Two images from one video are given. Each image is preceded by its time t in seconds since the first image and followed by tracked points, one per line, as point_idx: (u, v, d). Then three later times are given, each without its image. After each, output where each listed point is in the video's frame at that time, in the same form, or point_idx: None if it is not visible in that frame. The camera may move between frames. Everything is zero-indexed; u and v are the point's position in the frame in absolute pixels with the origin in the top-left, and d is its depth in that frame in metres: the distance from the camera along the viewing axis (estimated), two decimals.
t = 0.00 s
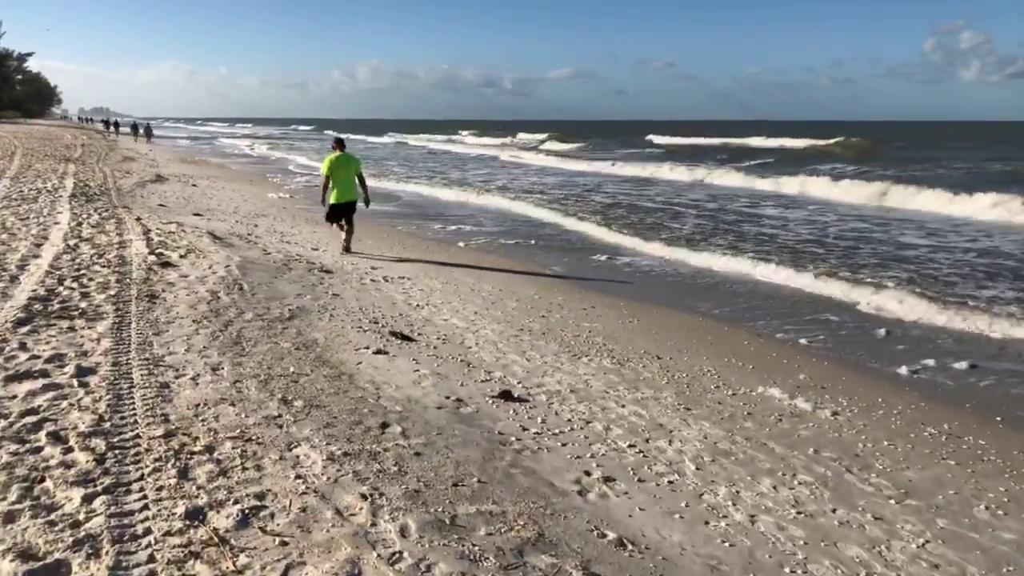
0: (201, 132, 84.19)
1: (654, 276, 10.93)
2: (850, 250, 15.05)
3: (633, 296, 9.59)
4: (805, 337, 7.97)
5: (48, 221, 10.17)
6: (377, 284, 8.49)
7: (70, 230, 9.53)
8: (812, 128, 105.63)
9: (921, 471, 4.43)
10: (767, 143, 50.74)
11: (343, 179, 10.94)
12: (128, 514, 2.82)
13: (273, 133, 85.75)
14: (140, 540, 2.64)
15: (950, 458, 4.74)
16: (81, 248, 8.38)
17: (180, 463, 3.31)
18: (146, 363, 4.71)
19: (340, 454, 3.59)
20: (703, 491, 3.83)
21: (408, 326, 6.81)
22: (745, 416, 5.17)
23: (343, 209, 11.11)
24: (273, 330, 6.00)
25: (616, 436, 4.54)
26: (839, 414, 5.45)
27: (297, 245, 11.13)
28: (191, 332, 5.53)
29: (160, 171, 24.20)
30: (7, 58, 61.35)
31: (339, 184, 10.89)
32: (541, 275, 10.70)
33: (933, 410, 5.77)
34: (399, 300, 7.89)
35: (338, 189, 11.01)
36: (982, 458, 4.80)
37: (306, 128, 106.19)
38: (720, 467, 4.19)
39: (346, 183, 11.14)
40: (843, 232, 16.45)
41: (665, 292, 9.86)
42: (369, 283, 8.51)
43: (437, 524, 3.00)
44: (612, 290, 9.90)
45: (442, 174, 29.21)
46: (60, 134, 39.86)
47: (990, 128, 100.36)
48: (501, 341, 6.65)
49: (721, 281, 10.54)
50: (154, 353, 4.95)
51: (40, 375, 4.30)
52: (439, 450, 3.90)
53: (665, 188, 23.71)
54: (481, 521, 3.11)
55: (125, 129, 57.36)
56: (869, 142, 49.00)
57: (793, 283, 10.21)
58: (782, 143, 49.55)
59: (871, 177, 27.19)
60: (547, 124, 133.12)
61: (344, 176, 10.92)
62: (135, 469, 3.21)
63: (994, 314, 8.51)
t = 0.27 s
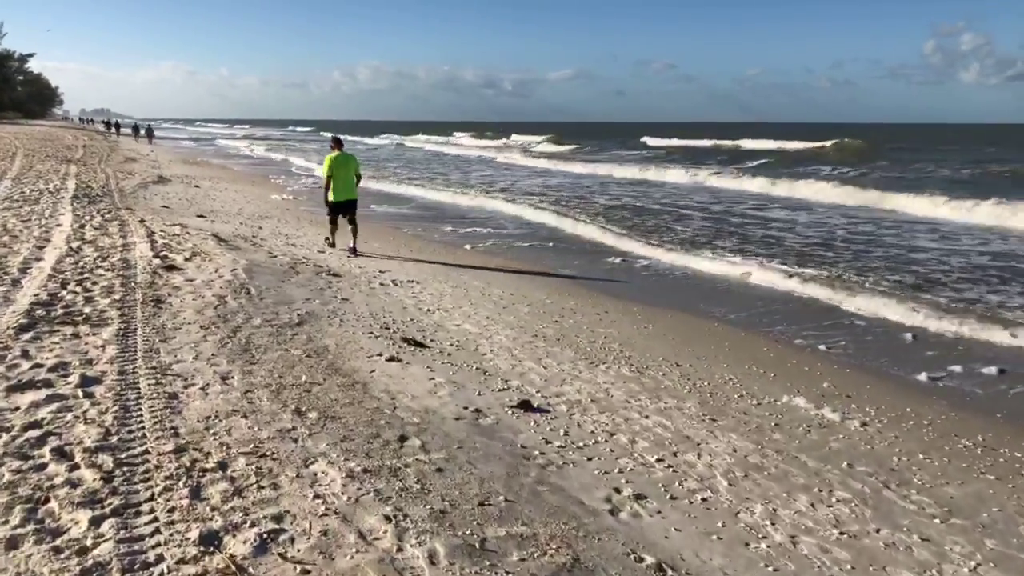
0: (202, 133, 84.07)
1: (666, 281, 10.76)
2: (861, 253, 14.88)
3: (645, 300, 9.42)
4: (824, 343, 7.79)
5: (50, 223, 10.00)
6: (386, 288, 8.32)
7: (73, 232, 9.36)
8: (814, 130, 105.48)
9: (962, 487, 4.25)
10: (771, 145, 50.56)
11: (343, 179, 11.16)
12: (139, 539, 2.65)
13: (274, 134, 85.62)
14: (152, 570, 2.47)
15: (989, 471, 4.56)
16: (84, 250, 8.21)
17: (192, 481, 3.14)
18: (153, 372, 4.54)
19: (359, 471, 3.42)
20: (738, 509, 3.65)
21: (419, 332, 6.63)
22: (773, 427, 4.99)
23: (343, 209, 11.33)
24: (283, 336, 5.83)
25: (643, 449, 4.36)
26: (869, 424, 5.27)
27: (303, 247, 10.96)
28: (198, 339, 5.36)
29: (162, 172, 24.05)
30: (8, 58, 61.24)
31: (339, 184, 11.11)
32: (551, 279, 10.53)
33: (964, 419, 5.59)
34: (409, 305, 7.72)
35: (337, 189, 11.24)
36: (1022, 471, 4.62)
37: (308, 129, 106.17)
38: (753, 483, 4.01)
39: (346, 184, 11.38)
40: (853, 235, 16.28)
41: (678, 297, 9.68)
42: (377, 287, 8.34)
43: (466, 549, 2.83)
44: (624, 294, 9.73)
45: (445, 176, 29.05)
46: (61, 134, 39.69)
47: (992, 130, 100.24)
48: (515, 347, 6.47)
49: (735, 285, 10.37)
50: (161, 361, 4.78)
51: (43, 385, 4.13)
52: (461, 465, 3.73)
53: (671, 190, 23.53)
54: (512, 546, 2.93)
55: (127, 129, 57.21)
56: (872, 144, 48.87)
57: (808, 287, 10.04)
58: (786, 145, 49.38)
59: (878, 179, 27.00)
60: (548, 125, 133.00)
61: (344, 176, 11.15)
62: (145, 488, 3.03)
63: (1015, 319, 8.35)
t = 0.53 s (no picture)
0: (202, 134, 83.84)
1: (677, 285, 10.59)
2: (870, 255, 14.72)
3: (657, 305, 9.25)
4: (844, 349, 7.63)
5: (51, 227, 9.83)
6: (395, 294, 8.16)
7: (75, 237, 9.19)
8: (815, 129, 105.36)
9: (1005, 506, 4.08)
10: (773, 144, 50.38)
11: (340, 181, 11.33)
12: None
13: (273, 134, 85.47)
14: None
15: None
16: (87, 256, 8.04)
17: (207, 510, 2.96)
18: (161, 387, 4.36)
19: (381, 496, 3.25)
20: (778, 533, 3.48)
21: (431, 340, 6.46)
22: (802, 441, 4.82)
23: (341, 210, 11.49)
24: (293, 346, 5.65)
25: (671, 466, 4.19)
26: (901, 437, 5.10)
27: (308, 251, 10.80)
28: (206, 351, 5.18)
29: (163, 173, 23.87)
30: (7, 59, 61.09)
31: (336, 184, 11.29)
32: (561, 283, 10.36)
33: (996, 430, 5.42)
34: (419, 311, 7.54)
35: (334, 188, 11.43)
36: None
37: (307, 129, 106.02)
38: (790, 503, 3.83)
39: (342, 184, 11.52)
40: (862, 236, 16.12)
41: (690, 303, 9.52)
42: (386, 293, 8.16)
43: None
44: (636, 299, 9.57)
45: (447, 177, 28.89)
46: (60, 135, 39.52)
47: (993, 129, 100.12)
48: (530, 355, 6.30)
49: (747, 289, 10.22)
50: (169, 375, 4.60)
51: (47, 402, 3.95)
52: (486, 487, 3.55)
53: (676, 190, 23.36)
54: None
55: (127, 130, 57.04)
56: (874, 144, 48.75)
57: (822, 291, 9.89)
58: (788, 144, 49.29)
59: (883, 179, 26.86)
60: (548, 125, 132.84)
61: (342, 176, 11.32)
62: (157, 518, 2.86)
63: None
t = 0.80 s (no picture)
0: (202, 133, 83.62)
1: (688, 287, 10.40)
2: (881, 255, 14.52)
3: (669, 308, 9.05)
4: (864, 354, 7.43)
5: (50, 228, 9.63)
6: (403, 297, 7.95)
7: (73, 238, 8.99)
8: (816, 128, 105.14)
9: None
10: (776, 143, 50.15)
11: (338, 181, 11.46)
12: None
13: (273, 134, 85.29)
14: None
15: None
16: (86, 258, 7.84)
17: (213, 534, 2.76)
18: (163, 398, 4.16)
19: (399, 518, 3.04)
20: (820, 555, 3.27)
21: (442, 345, 6.26)
22: (834, 451, 4.61)
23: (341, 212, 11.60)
24: (299, 353, 5.45)
25: (700, 481, 3.98)
26: (935, 447, 4.89)
27: (312, 252, 10.60)
28: (210, 358, 4.98)
29: (163, 173, 23.67)
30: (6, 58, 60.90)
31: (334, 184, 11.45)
32: (569, 285, 10.16)
33: None
34: (428, 315, 7.34)
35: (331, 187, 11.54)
36: None
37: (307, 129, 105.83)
38: (829, 520, 3.62)
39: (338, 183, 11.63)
40: (872, 236, 15.92)
41: (702, 306, 9.32)
42: (393, 296, 7.96)
43: None
44: (646, 302, 9.38)
45: (449, 176, 28.70)
46: (60, 135, 39.34)
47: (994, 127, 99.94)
48: (544, 361, 6.09)
49: (760, 291, 10.02)
50: (171, 384, 4.40)
51: (42, 415, 3.74)
52: (508, 506, 3.35)
53: (681, 190, 23.16)
54: None
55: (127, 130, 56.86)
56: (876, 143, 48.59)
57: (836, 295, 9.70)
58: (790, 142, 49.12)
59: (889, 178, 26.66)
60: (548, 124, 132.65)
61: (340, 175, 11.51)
62: (160, 545, 2.65)
63: None
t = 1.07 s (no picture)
0: (202, 133, 83.34)
1: (699, 291, 10.22)
2: (891, 257, 14.35)
3: (681, 313, 8.87)
4: (885, 360, 7.25)
5: (49, 230, 9.43)
6: (411, 302, 7.77)
7: (73, 241, 8.79)
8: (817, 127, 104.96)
9: None
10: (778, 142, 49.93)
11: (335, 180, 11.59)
12: None
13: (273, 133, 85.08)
14: None
15: None
16: (86, 262, 7.64)
17: (225, 569, 2.56)
18: (168, 412, 3.97)
19: (423, 549, 2.85)
20: None
21: (454, 353, 6.07)
22: (868, 467, 4.42)
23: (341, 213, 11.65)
24: (307, 362, 5.25)
25: (733, 501, 3.79)
26: (970, 462, 4.70)
27: (317, 254, 10.41)
28: (216, 368, 4.79)
29: (163, 173, 23.45)
30: (5, 57, 60.67)
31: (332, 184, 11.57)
32: (579, 288, 9.97)
33: None
34: (437, 320, 7.14)
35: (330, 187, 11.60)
36: None
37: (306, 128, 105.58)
38: (873, 545, 3.43)
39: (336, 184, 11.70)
40: (881, 237, 15.76)
41: (716, 311, 9.14)
42: (401, 301, 7.77)
43: None
44: (658, 306, 9.19)
45: (451, 176, 28.53)
46: (59, 134, 39.10)
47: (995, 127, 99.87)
48: (560, 369, 5.90)
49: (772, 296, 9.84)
50: (176, 398, 4.20)
51: (42, 433, 3.55)
52: (536, 532, 3.16)
53: (685, 190, 22.98)
54: None
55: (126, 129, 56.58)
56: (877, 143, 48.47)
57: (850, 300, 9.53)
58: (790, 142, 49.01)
59: (894, 178, 26.49)
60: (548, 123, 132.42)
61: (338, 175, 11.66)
62: None
63: None
